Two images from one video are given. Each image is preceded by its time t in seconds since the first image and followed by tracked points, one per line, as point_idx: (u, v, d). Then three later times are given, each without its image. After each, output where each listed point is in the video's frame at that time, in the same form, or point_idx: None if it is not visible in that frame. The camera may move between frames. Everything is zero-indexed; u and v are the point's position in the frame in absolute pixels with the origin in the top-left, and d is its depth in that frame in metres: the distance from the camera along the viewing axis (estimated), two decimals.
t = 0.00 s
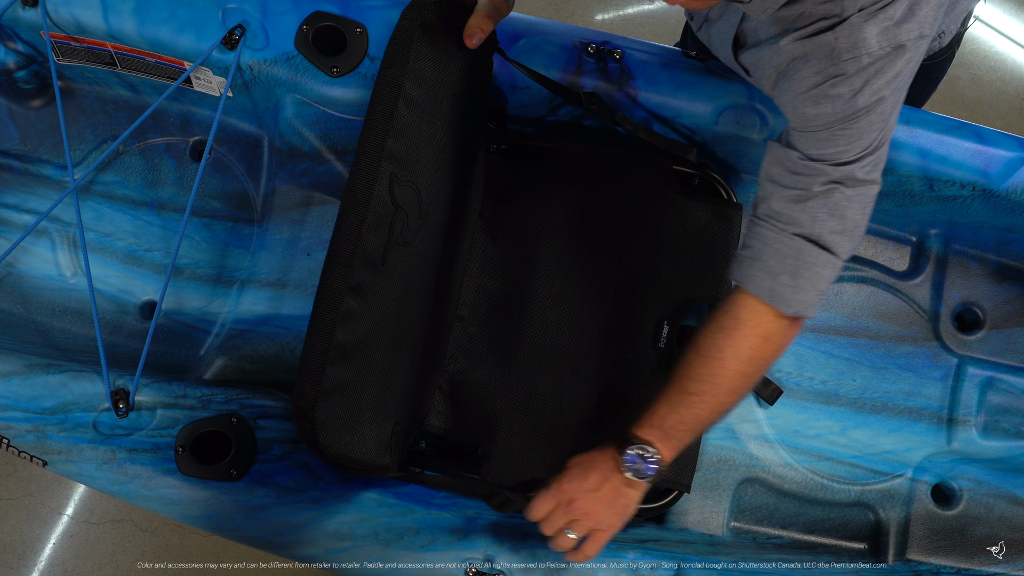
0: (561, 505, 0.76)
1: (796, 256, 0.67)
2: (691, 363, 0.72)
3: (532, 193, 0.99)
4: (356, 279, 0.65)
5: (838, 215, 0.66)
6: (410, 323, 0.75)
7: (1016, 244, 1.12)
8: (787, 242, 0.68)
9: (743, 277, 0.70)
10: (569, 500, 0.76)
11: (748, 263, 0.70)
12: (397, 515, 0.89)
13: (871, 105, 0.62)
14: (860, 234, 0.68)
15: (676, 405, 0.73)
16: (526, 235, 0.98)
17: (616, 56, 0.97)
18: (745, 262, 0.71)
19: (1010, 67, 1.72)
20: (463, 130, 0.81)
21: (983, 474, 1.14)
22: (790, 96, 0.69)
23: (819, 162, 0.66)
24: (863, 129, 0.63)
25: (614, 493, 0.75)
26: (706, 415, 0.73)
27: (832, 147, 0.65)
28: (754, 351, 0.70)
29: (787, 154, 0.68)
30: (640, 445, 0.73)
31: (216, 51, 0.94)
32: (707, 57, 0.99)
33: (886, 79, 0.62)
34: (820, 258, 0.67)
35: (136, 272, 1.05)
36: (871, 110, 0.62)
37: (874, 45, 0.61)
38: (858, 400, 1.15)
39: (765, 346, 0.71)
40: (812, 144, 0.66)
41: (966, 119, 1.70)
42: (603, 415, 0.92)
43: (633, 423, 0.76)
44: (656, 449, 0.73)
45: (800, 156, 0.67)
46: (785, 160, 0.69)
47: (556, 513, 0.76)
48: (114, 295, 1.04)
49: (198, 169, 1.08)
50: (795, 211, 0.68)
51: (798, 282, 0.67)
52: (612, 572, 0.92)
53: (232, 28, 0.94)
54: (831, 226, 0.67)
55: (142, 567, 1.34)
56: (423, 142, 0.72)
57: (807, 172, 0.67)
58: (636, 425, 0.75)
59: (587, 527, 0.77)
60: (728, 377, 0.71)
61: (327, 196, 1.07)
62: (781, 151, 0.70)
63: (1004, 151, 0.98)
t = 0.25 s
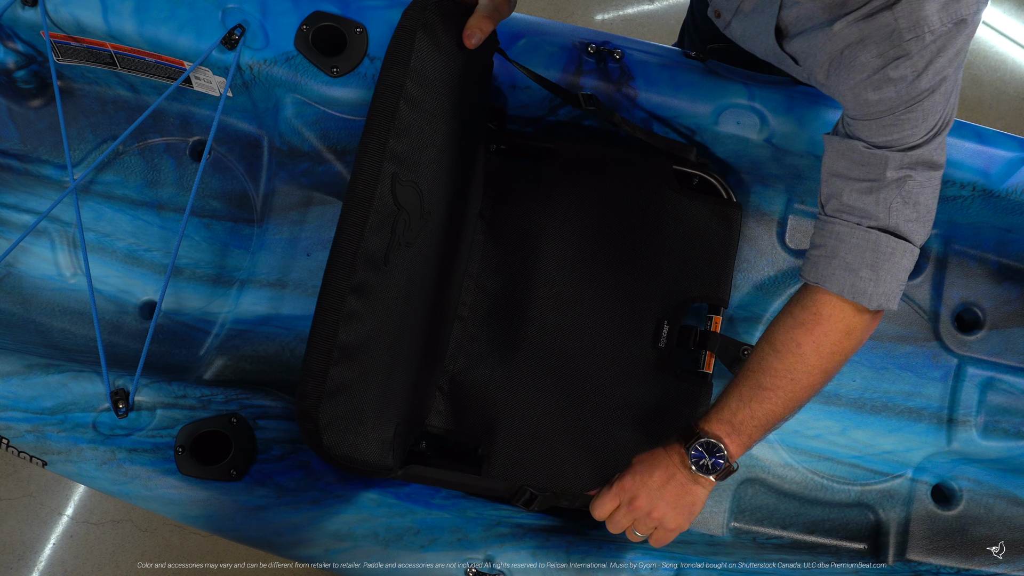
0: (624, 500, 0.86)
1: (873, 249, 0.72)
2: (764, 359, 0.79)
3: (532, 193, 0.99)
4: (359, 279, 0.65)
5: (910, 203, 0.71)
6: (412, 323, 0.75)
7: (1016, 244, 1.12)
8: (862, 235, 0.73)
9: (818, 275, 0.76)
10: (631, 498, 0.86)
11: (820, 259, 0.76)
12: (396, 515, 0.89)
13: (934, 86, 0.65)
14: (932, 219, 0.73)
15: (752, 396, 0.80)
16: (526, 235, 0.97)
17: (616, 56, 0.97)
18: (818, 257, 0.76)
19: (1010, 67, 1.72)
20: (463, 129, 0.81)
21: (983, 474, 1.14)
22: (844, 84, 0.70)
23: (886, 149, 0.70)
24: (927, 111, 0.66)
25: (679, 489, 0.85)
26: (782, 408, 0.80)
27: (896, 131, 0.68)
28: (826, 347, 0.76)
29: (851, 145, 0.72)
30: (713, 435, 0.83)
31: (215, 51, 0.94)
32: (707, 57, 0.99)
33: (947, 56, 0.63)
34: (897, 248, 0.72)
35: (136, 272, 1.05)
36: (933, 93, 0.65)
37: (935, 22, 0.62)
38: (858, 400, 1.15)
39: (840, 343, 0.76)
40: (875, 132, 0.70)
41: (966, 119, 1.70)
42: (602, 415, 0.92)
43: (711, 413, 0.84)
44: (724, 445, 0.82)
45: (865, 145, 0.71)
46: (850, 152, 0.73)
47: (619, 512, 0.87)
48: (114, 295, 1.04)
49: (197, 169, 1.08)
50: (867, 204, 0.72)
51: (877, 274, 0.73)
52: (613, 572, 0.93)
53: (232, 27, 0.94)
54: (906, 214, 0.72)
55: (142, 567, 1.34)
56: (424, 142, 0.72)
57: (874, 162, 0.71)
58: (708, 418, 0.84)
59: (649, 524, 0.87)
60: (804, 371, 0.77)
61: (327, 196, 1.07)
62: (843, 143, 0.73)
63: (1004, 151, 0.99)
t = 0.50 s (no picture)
0: (627, 497, 0.87)
1: (864, 244, 0.72)
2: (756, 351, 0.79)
3: (534, 193, 0.98)
4: (375, 282, 0.65)
5: (907, 200, 0.71)
6: (421, 325, 0.75)
7: (1016, 245, 1.12)
8: (854, 230, 0.72)
9: (810, 266, 0.75)
10: (635, 495, 0.86)
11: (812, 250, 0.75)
12: (396, 516, 0.89)
13: (945, 83, 0.65)
14: (926, 216, 0.73)
15: (743, 388, 0.80)
16: (527, 234, 0.97)
17: (616, 56, 0.97)
18: (809, 248, 0.75)
19: (1010, 67, 1.72)
20: (472, 131, 0.81)
21: (983, 474, 1.14)
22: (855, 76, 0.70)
23: (891, 144, 0.69)
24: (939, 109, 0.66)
25: (679, 483, 0.85)
26: (774, 399, 0.80)
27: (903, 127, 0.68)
28: (816, 340, 0.76)
29: (856, 139, 0.71)
30: (706, 427, 0.83)
31: (216, 51, 0.94)
32: (707, 57, 0.99)
33: (962, 53, 0.63)
34: (888, 245, 0.72)
35: (136, 272, 1.05)
36: (944, 89, 0.65)
37: (953, 18, 0.62)
38: (859, 401, 1.15)
39: (829, 335, 0.76)
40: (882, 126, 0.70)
41: (967, 118, 1.70)
42: (601, 415, 0.93)
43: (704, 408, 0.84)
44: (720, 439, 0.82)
45: (870, 139, 0.71)
46: (854, 145, 0.72)
47: (624, 508, 0.87)
48: (114, 295, 1.04)
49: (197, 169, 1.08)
50: (863, 198, 0.72)
51: (866, 269, 0.72)
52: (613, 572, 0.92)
53: (232, 28, 0.94)
54: (901, 211, 0.72)
55: (142, 567, 1.34)
56: (437, 144, 0.72)
57: (878, 158, 0.70)
58: (701, 412, 0.84)
59: (654, 517, 0.88)
60: (795, 364, 0.77)
61: (327, 196, 1.07)
62: (847, 137, 0.73)
63: (1004, 151, 0.99)
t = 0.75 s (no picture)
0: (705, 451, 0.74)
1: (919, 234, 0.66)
2: (816, 318, 0.71)
3: (534, 193, 0.98)
4: (375, 283, 0.65)
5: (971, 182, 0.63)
6: (422, 326, 0.75)
7: (1016, 245, 1.11)
8: (923, 219, 0.64)
9: (883, 256, 0.67)
10: (712, 449, 0.74)
11: (876, 239, 0.68)
12: (396, 516, 0.89)
13: (985, 68, 0.60)
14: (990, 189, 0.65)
15: (809, 350, 0.72)
16: (526, 234, 0.97)
17: (616, 56, 0.97)
18: (874, 237, 0.68)
19: (1010, 67, 1.72)
20: (473, 131, 0.81)
21: (983, 474, 1.14)
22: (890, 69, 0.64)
23: (940, 135, 0.62)
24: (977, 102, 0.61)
25: (752, 430, 0.74)
26: (835, 364, 0.73)
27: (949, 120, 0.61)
28: (882, 310, 0.69)
29: (902, 134, 0.64)
30: (780, 386, 0.72)
31: (215, 51, 0.94)
32: (706, 57, 0.99)
33: (994, 38, 0.59)
34: (959, 226, 0.64)
35: (136, 273, 1.05)
36: (985, 73, 0.60)
37: (987, 3, 0.57)
38: (858, 401, 1.15)
39: (896, 301, 0.68)
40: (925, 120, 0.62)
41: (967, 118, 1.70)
42: (600, 416, 0.93)
43: (760, 363, 0.76)
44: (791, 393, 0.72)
45: (917, 133, 0.63)
46: (901, 140, 0.65)
47: (702, 463, 0.75)
48: (114, 296, 1.04)
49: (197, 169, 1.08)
50: (927, 188, 0.64)
51: (941, 254, 0.65)
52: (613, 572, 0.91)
53: (232, 28, 0.94)
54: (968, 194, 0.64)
55: (142, 567, 1.34)
56: (439, 145, 0.72)
57: (930, 153, 0.63)
58: (766, 364, 0.74)
59: (731, 467, 0.76)
60: (861, 334, 0.70)
61: (326, 196, 1.07)
62: (891, 132, 0.65)
63: (1004, 151, 0.99)
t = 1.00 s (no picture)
0: (789, 320, 0.96)
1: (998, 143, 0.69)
2: (926, 189, 0.81)
3: (534, 193, 0.98)
4: (375, 283, 0.65)
5: None
6: (422, 326, 0.75)
7: (1016, 245, 1.11)
8: None
9: (987, 154, 0.71)
10: (794, 316, 0.95)
11: (979, 137, 0.71)
12: (396, 516, 0.89)
13: None
14: None
15: (908, 224, 0.84)
16: (526, 234, 0.97)
17: (616, 56, 0.97)
18: (972, 131, 0.72)
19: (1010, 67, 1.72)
20: (474, 130, 0.81)
21: (983, 474, 1.14)
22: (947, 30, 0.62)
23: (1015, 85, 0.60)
24: None
25: (834, 297, 0.94)
26: (923, 240, 0.86)
27: None
28: (975, 195, 0.76)
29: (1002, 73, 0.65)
30: (872, 257, 0.89)
31: (215, 50, 0.94)
32: (706, 57, 0.99)
33: None
34: None
35: (135, 272, 1.05)
36: None
37: None
38: (859, 401, 1.15)
39: (992, 187, 0.75)
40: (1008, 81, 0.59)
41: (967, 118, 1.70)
42: (601, 415, 0.92)
43: (858, 235, 0.91)
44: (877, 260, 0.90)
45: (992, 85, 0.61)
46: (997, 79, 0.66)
47: (782, 328, 0.97)
48: (114, 295, 1.04)
49: (197, 169, 1.08)
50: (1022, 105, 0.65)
51: None
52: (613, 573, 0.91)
53: (232, 27, 0.94)
54: None
55: (142, 567, 1.34)
56: (439, 144, 0.72)
57: None
58: (866, 236, 0.89)
59: (807, 330, 0.97)
60: (959, 207, 0.78)
61: (326, 196, 1.07)
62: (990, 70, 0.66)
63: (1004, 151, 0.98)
